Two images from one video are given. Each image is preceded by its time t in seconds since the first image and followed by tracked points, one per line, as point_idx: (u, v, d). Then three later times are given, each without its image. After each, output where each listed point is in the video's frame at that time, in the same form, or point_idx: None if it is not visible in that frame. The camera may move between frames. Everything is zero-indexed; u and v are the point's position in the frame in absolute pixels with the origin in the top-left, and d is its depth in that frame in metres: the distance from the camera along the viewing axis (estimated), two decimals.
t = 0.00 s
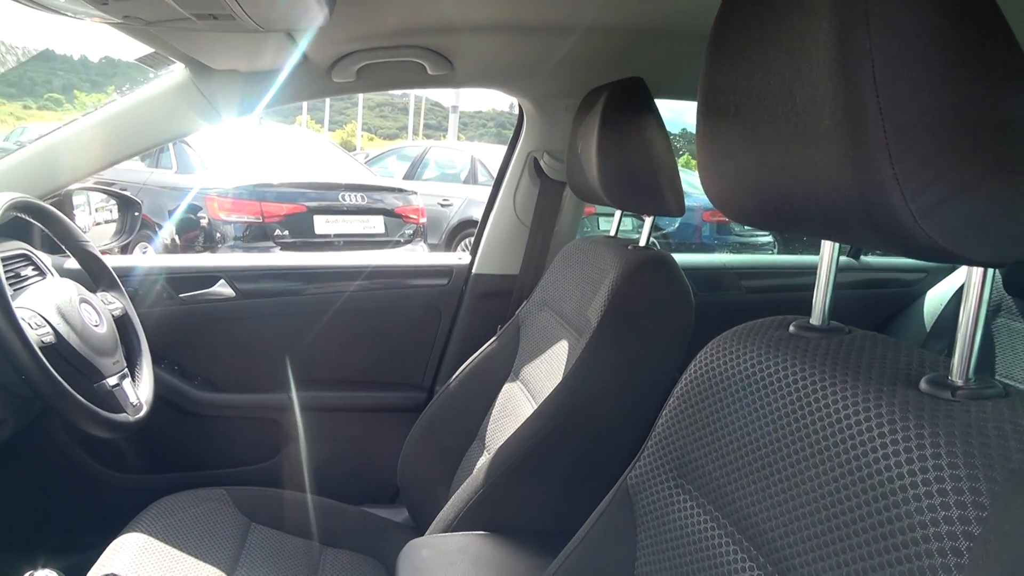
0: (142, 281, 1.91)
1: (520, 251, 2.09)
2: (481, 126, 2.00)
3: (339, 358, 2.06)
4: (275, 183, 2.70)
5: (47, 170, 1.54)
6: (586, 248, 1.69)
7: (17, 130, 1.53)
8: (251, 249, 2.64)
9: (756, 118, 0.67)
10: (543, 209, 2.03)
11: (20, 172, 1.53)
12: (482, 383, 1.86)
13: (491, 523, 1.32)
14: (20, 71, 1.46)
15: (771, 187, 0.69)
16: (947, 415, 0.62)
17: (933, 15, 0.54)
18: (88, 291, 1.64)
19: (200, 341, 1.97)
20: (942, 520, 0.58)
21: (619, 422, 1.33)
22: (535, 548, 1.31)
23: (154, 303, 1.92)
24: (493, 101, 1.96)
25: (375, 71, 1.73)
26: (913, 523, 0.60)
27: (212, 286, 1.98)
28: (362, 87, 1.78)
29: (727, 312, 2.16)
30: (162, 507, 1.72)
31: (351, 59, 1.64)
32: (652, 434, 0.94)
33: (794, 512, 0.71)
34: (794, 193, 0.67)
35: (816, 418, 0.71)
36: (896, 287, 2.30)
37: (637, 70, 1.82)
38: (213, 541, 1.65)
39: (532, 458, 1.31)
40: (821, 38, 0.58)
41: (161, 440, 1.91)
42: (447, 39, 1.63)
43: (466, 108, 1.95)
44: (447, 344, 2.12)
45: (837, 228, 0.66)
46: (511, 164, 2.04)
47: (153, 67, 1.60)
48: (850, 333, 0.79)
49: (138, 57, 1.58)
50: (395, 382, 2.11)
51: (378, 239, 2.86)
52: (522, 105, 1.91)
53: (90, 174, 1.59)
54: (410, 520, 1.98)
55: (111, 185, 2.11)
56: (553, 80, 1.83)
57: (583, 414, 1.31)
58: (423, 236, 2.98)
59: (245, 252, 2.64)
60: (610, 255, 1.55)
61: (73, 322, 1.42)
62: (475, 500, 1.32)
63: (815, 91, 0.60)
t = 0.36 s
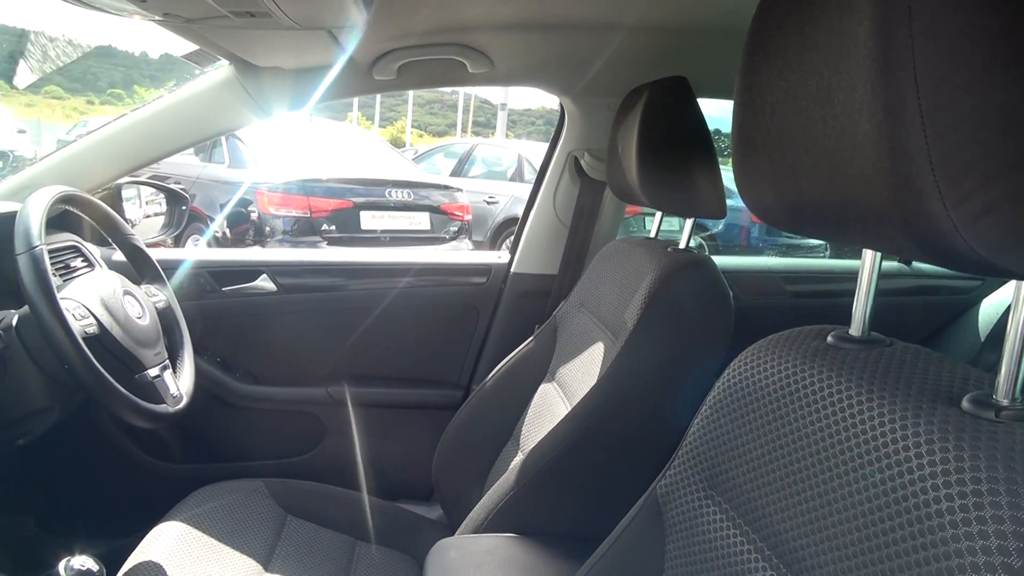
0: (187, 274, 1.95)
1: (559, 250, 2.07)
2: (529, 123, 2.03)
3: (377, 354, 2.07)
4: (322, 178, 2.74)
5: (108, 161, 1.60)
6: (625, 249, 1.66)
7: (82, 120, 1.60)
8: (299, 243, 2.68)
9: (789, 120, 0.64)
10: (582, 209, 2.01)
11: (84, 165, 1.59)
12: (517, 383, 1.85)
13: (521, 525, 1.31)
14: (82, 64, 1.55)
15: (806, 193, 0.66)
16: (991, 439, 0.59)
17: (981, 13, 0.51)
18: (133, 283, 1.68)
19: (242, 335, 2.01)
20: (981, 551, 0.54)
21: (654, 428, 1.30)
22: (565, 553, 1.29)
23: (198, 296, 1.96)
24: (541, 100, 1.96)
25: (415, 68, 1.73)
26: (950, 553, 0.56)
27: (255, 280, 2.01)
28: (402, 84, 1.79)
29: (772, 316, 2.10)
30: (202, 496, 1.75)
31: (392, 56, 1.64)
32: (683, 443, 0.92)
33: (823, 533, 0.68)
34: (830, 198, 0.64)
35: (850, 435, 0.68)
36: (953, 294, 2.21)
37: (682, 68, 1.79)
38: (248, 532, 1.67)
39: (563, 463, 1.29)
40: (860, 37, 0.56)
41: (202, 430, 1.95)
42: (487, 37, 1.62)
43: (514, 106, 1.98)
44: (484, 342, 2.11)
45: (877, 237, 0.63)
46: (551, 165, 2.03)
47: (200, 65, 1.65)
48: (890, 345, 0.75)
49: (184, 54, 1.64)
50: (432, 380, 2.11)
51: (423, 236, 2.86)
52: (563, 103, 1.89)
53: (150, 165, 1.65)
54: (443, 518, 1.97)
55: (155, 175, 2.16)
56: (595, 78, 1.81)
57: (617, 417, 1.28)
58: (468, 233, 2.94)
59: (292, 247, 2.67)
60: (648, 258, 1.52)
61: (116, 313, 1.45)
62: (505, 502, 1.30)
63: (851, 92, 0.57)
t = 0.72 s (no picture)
0: (244, 263, 2.02)
1: (607, 252, 2.07)
2: (592, 121, 2.01)
3: (422, 347, 2.10)
4: (382, 171, 2.81)
5: (174, 152, 1.69)
6: (671, 253, 1.66)
7: (157, 112, 1.72)
8: (357, 235, 2.73)
9: (821, 130, 0.64)
10: (632, 211, 2.01)
11: (151, 156, 1.69)
12: (559, 382, 1.85)
13: (553, 525, 1.32)
14: (157, 57, 1.73)
15: (837, 204, 0.66)
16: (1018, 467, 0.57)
17: (1020, 32, 0.51)
18: (192, 270, 1.75)
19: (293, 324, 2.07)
20: None
21: (690, 434, 1.29)
22: (597, 555, 1.30)
23: (254, 283, 2.02)
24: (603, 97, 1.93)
25: (469, 68, 1.75)
26: None
27: (308, 271, 2.06)
28: (455, 82, 1.81)
29: (824, 325, 2.05)
30: (250, 478, 1.82)
31: (446, 55, 1.66)
32: (714, 452, 0.92)
33: (843, 552, 0.68)
34: (860, 210, 0.63)
35: (875, 455, 0.67)
36: (1022, 311, 2.13)
37: (737, 70, 1.76)
38: (293, 515, 1.73)
39: (598, 465, 1.30)
40: (894, 48, 0.55)
41: (252, 414, 2.02)
42: (538, 37, 1.62)
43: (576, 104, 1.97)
44: (529, 340, 2.12)
45: (904, 252, 0.63)
46: (601, 165, 2.03)
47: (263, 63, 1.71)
48: (925, 363, 0.73)
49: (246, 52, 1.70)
50: (476, 375, 2.13)
51: (477, 231, 2.96)
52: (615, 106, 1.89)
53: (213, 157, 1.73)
54: (482, 512, 1.99)
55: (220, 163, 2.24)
56: (647, 79, 1.79)
57: (654, 422, 1.28)
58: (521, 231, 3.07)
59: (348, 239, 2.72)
60: (693, 263, 1.51)
61: (174, 299, 1.52)
62: (538, 500, 1.31)
63: (884, 102, 0.57)
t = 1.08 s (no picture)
0: (310, 256, 2.09)
1: (664, 263, 2.06)
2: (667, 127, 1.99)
3: (476, 347, 2.13)
4: (454, 172, 2.88)
5: (255, 143, 1.79)
6: (726, 268, 1.64)
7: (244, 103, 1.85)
8: (426, 233, 2.81)
9: (857, 139, 0.69)
10: (692, 223, 2.00)
11: (233, 146, 1.80)
12: (607, 390, 1.85)
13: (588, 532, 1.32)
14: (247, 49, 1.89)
15: (865, 211, 0.70)
16: None
17: None
18: (259, 260, 1.83)
19: (353, 317, 2.13)
20: None
21: (732, 452, 1.27)
22: (631, 564, 1.28)
23: (317, 275, 2.11)
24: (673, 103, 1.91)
25: (533, 75, 1.78)
26: None
27: (369, 267, 2.12)
28: (520, 88, 1.83)
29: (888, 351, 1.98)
30: (302, 462, 1.88)
31: (511, 62, 1.69)
32: (742, 471, 0.91)
33: None
34: (887, 220, 0.68)
35: (896, 489, 0.67)
36: None
37: (806, 86, 1.73)
38: (340, 502, 1.78)
39: (636, 476, 1.29)
40: (923, 66, 0.60)
41: (308, 401, 2.09)
42: (604, 48, 1.63)
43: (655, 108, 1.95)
44: (581, 347, 2.13)
45: (916, 263, 0.67)
46: (664, 174, 2.03)
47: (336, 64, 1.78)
48: (959, 399, 0.72)
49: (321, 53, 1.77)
50: (527, 378, 2.14)
51: (545, 233, 2.91)
52: (679, 117, 1.87)
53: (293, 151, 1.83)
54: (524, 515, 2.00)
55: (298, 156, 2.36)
56: (713, 91, 1.78)
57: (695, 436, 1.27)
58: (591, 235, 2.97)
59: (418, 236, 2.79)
60: (746, 279, 1.50)
61: (240, 287, 1.59)
62: (575, 504, 1.31)
63: (911, 120, 0.62)
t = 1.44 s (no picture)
0: (373, 250, 2.16)
1: (720, 271, 2.05)
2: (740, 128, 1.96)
3: (529, 346, 2.17)
4: (518, 169, 2.90)
5: (326, 139, 1.87)
6: (783, 280, 1.62)
7: (320, 98, 1.95)
8: (487, 229, 2.87)
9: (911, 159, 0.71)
10: (752, 232, 1.98)
11: (303, 142, 1.88)
12: (656, 397, 1.86)
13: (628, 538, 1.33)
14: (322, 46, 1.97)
15: (913, 230, 0.72)
16: None
17: None
18: (323, 252, 1.90)
19: (412, 311, 2.20)
20: None
21: (778, 467, 1.26)
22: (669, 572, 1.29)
23: (378, 270, 2.18)
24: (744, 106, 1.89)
25: (596, 81, 1.79)
26: None
27: (428, 263, 2.17)
28: (583, 92, 1.85)
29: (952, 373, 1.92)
30: (355, 450, 1.94)
31: (576, 67, 1.71)
32: (784, 488, 0.91)
33: None
34: (931, 240, 0.70)
35: (938, 523, 0.66)
36: None
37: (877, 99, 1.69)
38: (390, 491, 1.83)
39: (679, 484, 1.29)
40: (979, 91, 0.63)
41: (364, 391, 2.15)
42: (669, 56, 1.64)
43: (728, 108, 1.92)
44: (633, 352, 2.13)
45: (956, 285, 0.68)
46: (724, 183, 2.01)
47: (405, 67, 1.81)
48: (1009, 433, 0.71)
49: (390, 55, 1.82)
50: (578, 380, 2.16)
51: (605, 234, 2.88)
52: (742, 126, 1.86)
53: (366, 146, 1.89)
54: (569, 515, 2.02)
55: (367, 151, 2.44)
56: (779, 102, 1.76)
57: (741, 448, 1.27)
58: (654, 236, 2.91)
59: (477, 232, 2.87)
60: (801, 293, 1.48)
61: (304, 279, 1.66)
62: (618, 508, 1.32)
63: (962, 141, 0.64)
